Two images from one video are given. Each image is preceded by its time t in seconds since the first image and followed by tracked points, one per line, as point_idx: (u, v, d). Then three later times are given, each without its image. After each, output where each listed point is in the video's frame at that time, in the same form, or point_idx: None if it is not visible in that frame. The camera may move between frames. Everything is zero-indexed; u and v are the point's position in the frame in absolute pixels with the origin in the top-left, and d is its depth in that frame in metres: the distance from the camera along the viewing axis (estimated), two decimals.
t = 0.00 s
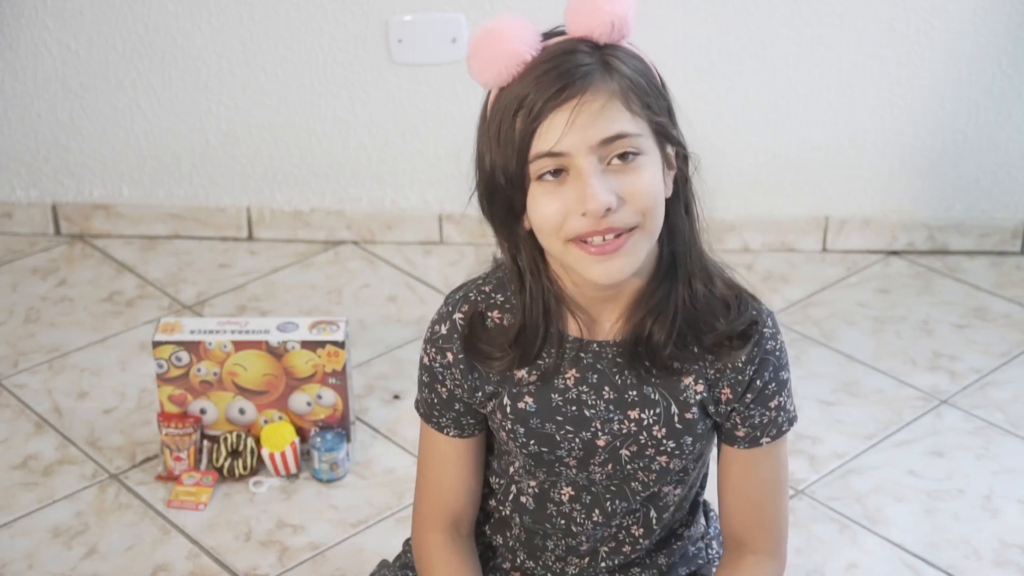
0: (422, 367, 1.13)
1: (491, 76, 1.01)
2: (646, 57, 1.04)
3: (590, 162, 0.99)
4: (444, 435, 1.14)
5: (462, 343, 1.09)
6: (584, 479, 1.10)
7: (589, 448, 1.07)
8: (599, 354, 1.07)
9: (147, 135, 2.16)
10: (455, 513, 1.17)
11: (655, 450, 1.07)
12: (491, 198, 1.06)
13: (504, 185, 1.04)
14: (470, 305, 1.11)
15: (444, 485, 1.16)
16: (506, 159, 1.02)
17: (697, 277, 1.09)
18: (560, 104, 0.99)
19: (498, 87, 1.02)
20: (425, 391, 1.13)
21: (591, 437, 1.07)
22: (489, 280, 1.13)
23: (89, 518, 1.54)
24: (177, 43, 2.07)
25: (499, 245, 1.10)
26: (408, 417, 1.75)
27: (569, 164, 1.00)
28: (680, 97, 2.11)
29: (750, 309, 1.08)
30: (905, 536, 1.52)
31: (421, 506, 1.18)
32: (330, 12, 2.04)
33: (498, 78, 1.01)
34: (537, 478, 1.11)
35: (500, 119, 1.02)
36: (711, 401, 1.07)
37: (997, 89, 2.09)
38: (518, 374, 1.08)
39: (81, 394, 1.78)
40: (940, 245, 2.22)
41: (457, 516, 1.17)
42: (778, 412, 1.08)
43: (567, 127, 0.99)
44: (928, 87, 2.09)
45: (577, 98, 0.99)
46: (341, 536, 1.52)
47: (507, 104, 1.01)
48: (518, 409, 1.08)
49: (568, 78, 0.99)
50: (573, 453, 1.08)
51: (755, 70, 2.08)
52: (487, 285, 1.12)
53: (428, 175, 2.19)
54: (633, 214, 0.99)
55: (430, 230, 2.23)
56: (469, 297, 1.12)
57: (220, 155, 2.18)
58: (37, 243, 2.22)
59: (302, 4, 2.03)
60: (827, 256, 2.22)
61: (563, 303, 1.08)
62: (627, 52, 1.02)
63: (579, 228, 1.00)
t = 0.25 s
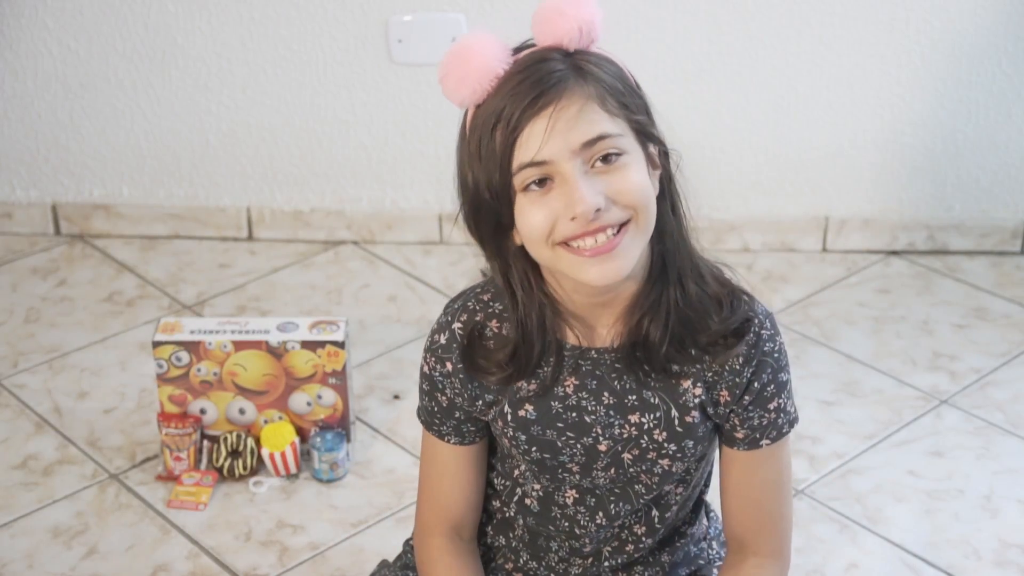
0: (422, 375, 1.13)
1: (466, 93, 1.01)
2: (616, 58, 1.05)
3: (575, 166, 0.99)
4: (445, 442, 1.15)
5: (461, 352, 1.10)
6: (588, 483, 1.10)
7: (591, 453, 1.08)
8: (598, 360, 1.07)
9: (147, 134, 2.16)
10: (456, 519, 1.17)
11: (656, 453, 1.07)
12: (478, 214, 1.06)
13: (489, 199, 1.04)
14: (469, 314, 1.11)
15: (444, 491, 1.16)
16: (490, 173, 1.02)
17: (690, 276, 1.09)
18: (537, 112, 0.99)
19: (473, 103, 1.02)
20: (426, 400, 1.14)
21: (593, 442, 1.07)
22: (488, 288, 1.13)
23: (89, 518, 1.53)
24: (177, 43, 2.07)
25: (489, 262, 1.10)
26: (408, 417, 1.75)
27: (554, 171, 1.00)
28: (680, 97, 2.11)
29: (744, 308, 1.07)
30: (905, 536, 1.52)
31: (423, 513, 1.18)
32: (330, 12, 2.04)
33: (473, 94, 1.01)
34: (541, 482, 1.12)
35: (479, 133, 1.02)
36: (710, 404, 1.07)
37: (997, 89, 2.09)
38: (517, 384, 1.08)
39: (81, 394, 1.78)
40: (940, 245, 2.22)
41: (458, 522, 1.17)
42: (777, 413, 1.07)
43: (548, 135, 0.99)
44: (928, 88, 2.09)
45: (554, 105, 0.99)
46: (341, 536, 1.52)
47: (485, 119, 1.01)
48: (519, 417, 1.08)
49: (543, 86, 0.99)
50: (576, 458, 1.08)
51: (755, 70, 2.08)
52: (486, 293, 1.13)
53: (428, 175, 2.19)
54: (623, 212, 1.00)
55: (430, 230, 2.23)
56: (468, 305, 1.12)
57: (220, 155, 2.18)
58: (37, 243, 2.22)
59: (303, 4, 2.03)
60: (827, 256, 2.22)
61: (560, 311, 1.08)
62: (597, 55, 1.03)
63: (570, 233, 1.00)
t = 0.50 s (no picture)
0: (423, 378, 1.13)
1: (457, 106, 1.01)
2: (605, 63, 1.05)
3: (571, 174, 0.99)
4: (446, 443, 1.15)
5: (463, 354, 1.10)
6: (590, 483, 1.10)
7: (593, 454, 1.08)
8: (600, 363, 1.07)
9: (147, 134, 2.16)
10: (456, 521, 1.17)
11: (658, 453, 1.07)
12: (474, 225, 1.07)
13: (485, 210, 1.04)
14: (470, 317, 1.11)
15: (445, 494, 1.16)
16: (485, 184, 1.03)
17: (688, 275, 1.09)
18: (530, 121, 0.99)
19: (465, 116, 1.02)
20: (427, 402, 1.14)
21: (595, 443, 1.07)
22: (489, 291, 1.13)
23: (89, 518, 1.53)
24: (177, 43, 2.07)
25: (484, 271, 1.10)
26: (409, 417, 1.75)
27: (550, 180, 1.00)
28: (680, 97, 2.11)
29: (743, 307, 1.07)
30: (905, 536, 1.52)
31: (424, 514, 1.18)
32: (330, 12, 2.04)
33: (465, 106, 1.01)
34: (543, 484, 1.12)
35: (473, 145, 1.02)
36: (711, 404, 1.07)
37: (997, 89, 2.09)
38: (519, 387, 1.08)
39: (81, 394, 1.78)
40: (939, 245, 2.22)
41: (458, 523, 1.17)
42: (778, 413, 1.07)
43: (542, 143, 0.99)
44: (928, 87, 2.09)
45: (547, 113, 0.99)
46: (341, 536, 1.52)
47: (478, 130, 1.01)
48: (521, 419, 1.08)
49: (535, 94, 0.99)
50: (578, 459, 1.09)
51: (755, 70, 2.08)
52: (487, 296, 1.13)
53: (428, 175, 2.19)
54: (621, 215, 1.00)
55: (430, 230, 2.23)
56: (469, 307, 1.12)
57: (220, 156, 2.18)
58: (37, 243, 2.22)
59: (303, 4, 2.03)
60: (827, 256, 2.22)
61: (560, 316, 1.08)
62: (586, 61, 1.03)
63: (568, 240, 1.00)
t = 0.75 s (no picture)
0: (425, 378, 1.13)
1: (456, 110, 1.01)
2: (604, 63, 1.05)
3: (572, 176, 0.99)
4: (447, 443, 1.15)
5: (464, 355, 1.10)
6: (591, 484, 1.10)
7: (594, 455, 1.08)
8: (601, 364, 1.07)
9: (147, 134, 2.16)
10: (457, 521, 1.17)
11: (659, 454, 1.07)
12: (475, 228, 1.06)
13: (486, 213, 1.04)
14: (471, 318, 1.11)
15: (446, 494, 1.16)
16: (486, 187, 1.03)
17: (689, 276, 1.10)
18: (530, 123, 0.99)
19: (464, 119, 1.02)
20: (428, 402, 1.14)
21: (596, 444, 1.07)
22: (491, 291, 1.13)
23: (89, 518, 1.53)
24: (177, 43, 2.07)
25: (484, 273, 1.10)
26: (409, 417, 1.75)
27: (551, 182, 1.00)
28: (680, 96, 2.11)
29: (743, 307, 1.07)
30: (905, 536, 1.52)
31: (424, 514, 1.18)
32: (330, 12, 2.04)
33: (466, 110, 1.01)
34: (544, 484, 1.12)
35: (473, 148, 1.02)
36: (711, 404, 1.07)
37: (997, 89, 2.09)
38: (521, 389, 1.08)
39: (81, 394, 1.78)
40: (940, 245, 2.22)
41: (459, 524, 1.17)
42: (778, 414, 1.07)
43: (543, 146, 0.99)
44: (928, 87, 2.09)
45: (547, 116, 0.99)
46: (341, 536, 1.52)
47: (478, 133, 1.01)
48: (522, 419, 1.09)
49: (535, 97, 0.99)
50: (579, 460, 1.09)
51: (755, 70, 2.08)
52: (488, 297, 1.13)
53: (428, 175, 2.19)
54: (623, 216, 1.00)
55: (430, 230, 2.23)
56: (471, 308, 1.12)
57: (220, 156, 2.18)
58: (37, 243, 2.22)
59: (303, 4, 2.03)
60: (827, 256, 2.22)
61: (562, 318, 1.08)
62: (585, 62, 1.03)
63: (570, 241, 1.00)
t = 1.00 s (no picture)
0: (427, 381, 1.13)
1: (455, 115, 1.01)
2: (601, 66, 1.05)
3: (572, 178, 0.99)
4: (450, 446, 1.14)
5: (467, 358, 1.10)
6: (594, 485, 1.10)
7: (597, 456, 1.08)
8: (604, 367, 1.07)
9: (147, 134, 2.16)
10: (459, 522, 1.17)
11: (662, 455, 1.07)
12: (475, 233, 1.06)
13: (487, 217, 1.04)
14: (475, 320, 1.11)
15: (449, 495, 1.16)
16: (485, 191, 1.03)
17: (690, 278, 1.10)
18: (529, 127, 0.99)
19: (462, 124, 1.02)
20: (431, 405, 1.13)
21: (599, 445, 1.07)
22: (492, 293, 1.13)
23: (89, 518, 1.53)
24: (177, 43, 2.07)
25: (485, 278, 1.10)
26: (409, 417, 1.75)
27: (550, 185, 1.00)
28: (680, 96, 2.10)
29: (744, 309, 1.08)
30: (905, 536, 1.52)
31: (425, 514, 1.18)
32: (330, 12, 2.04)
33: (464, 115, 1.01)
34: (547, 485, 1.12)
35: (472, 153, 1.02)
36: (713, 405, 1.07)
37: (997, 89, 2.09)
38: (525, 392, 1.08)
39: (81, 394, 1.78)
40: (940, 245, 2.22)
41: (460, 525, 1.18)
42: (780, 415, 1.07)
43: (542, 149, 0.99)
44: (928, 87, 2.09)
45: (545, 119, 0.99)
46: (341, 536, 1.52)
47: (477, 138, 1.01)
48: (526, 422, 1.09)
49: (532, 100, 0.99)
50: (582, 461, 1.09)
51: (755, 70, 2.08)
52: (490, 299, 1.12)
53: (428, 175, 2.19)
54: (623, 217, 1.00)
55: (430, 230, 2.23)
56: (473, 310, 1.12)
57: (220, 155, 2.18)
58: (37, 243, 2.22)
59: (303, 4, 2.03)
60: (827, 256, 2.22)
61: (565, 321, 1.08)
62: (581, 65, 1.03)
63: (571, 243, 1.00)
